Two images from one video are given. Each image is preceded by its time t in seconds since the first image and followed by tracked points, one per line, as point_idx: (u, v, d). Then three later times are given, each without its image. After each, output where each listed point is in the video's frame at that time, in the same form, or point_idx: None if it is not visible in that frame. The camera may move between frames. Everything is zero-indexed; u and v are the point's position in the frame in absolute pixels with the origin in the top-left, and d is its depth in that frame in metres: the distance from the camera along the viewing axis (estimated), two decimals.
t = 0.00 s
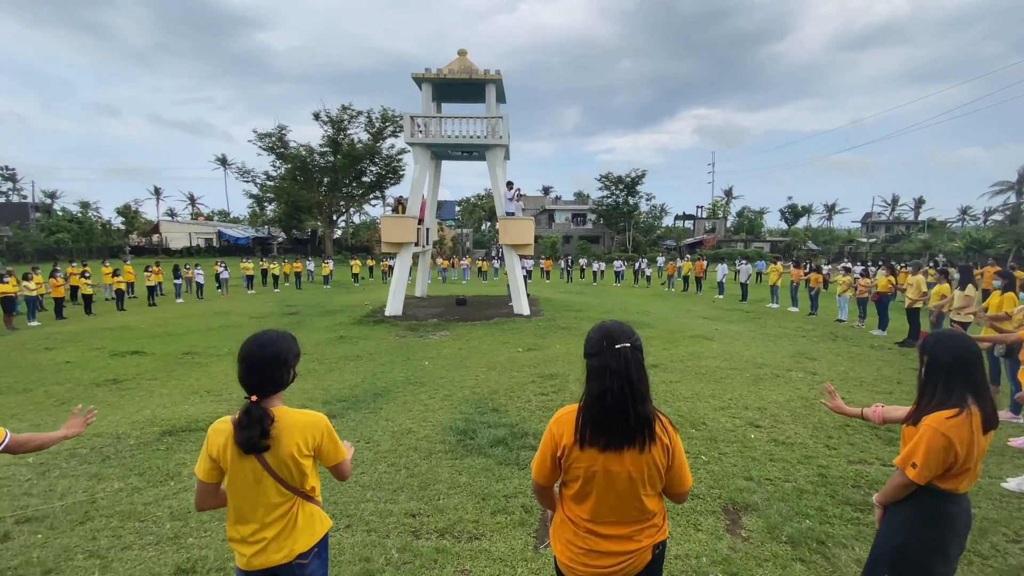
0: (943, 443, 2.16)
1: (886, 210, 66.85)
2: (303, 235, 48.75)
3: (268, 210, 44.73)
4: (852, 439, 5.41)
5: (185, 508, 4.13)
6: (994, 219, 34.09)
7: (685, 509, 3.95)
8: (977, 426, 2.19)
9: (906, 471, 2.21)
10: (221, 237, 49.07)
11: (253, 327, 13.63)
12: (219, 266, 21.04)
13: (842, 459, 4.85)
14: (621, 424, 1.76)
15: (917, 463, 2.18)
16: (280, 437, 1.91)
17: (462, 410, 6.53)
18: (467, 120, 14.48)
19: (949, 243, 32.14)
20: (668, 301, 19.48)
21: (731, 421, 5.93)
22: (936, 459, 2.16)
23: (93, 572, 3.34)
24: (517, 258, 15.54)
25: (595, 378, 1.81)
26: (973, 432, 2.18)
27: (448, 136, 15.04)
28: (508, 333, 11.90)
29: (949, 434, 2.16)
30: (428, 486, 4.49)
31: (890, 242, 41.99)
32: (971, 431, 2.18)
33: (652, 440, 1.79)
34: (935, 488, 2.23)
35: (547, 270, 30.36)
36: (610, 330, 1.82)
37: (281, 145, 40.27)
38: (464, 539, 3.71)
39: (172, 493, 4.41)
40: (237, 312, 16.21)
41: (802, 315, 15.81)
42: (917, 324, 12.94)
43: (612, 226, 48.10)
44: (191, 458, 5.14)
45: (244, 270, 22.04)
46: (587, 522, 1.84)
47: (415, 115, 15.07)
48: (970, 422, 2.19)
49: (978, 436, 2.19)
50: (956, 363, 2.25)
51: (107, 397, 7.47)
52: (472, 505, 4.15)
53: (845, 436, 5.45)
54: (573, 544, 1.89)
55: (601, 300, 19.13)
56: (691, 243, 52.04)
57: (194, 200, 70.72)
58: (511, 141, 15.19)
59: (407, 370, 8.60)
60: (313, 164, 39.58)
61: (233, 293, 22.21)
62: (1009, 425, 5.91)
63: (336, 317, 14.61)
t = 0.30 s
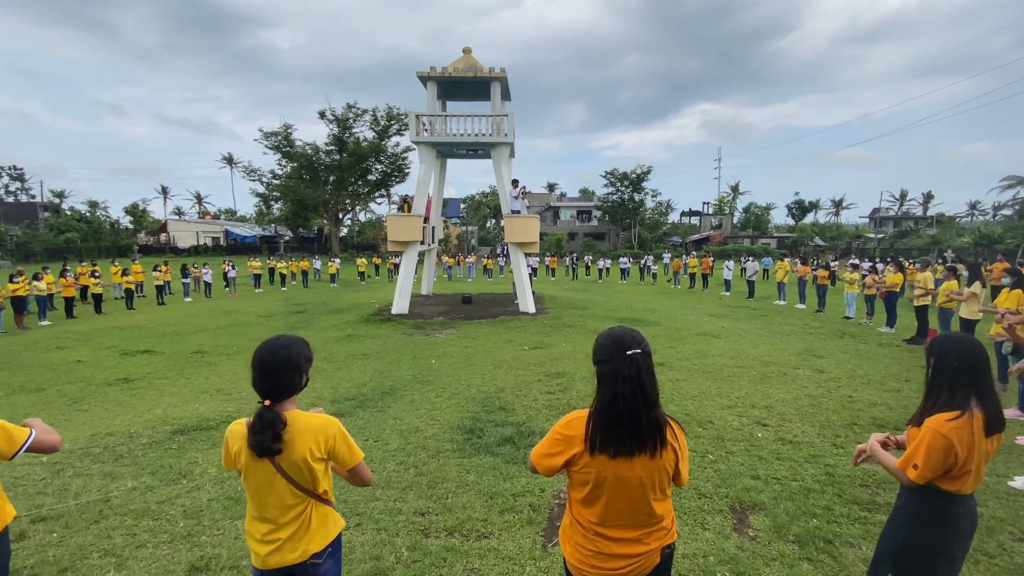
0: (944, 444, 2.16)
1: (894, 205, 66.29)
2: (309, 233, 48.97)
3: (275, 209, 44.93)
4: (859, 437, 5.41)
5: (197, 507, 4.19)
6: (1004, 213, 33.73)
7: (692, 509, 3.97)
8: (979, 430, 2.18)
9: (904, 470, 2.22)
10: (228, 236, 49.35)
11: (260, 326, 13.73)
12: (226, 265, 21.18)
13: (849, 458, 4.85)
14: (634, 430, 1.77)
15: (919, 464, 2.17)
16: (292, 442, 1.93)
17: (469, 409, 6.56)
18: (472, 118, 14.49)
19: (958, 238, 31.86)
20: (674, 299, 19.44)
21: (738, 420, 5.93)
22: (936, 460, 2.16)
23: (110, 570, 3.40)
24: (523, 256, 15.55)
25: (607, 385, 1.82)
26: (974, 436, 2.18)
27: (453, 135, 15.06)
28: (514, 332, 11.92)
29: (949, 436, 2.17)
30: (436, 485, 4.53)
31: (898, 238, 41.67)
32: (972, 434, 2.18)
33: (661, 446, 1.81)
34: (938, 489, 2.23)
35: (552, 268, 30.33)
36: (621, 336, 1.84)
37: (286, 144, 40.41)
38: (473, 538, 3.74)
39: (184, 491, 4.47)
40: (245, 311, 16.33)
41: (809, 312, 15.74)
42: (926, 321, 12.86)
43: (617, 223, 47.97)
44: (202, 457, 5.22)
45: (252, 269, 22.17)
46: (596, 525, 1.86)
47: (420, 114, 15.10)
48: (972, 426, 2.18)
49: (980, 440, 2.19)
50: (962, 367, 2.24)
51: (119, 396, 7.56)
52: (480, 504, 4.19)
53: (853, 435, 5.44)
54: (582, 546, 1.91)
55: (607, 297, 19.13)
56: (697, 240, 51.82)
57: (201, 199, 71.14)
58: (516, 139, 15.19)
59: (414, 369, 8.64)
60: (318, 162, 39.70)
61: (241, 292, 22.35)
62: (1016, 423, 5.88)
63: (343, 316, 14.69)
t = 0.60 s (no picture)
0: (947, 440, 2.14)
1: (905, 203, 65.64)
2: (316, 233, 49.22)
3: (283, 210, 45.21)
4: (870, 438, 5.37)
5: (209, 505, 4.24)
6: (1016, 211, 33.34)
7: (701, 508, 3.96)
8: (988, 430, 2.14)
9: (903, 461, 2.21)
10: (237, 236, 49.73)
11: (269, 326, 13.83)
12: (235, 265, 21.34)
13: (860, 459, 4.82)
14: (649, 432, 1.77)
15: (915, 454, 2.16)
16: (306, 441, 1.95)
17: (477, 408, 6.58)
18: (479, 118, 14.51)
19: (970, 236, 31.51)
20: (681, 298, 19.37)
21: (748, 420, 5.91)
22: (937, 455, 2.14)
23: (125, 567, 3.44)
24: (529, 256, 15.54)
25: (622, 386, 1.82)
26: (982, 435, 2.13)
27: (460, 135, 15.08)
28: (521, 331, 11.94)
29: (953, 433, 2.14)
30: (445, 483, 4.55)
31: (908, 236, 41.28)
32: (980, 433, 2.13)
33: (675, 448, 1.81)
34: (944, 486, 2.21)
35: (559, 268, 30.30)
36: (634, 338, 1.84)
37: (294, 144, 40.64)
38: (482, 537, 3.75)
39: (196, 489, 4.52)
40: (254, 311, 16.46)
41: (818, 312, 15.63)
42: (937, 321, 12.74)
43: (624, 223, 47.84)
44: (213, 456, 5.27)
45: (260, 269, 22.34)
46: (607, 525, 1.86)
47: (427, 114, 15.14)
48: (980, 425, 2.14)
49: (989, 440, 2.14)
50: (974, 367, 2.19)
51: (131, 395, 7.64)
52: (489, 503, 4.20)
53: (864, 435, 5.40)
54: (593, 546, 1.91)
55: (614, 297, 19.11)
56: (704, 239, 51.62)
57: (210, 200, 71.73)
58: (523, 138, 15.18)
59: (422, 368, 8.68)
60: (326, 162, 39.87)
61: (250, 292, 22.52)
62: None
63: (351, 315, 14.77)
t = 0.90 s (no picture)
0: (958, 438, 2.10)
1: (914, 203, 65.06)
2: (323, 233, 49.38)
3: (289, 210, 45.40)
4: (880, 439, 5.31)
5: (215, 502, 4.25)
6: None
7: (709, 509, 3.92)
8: (1004, 430, 2.08)
9: (913, 459, 2.17)
10: (244, 236, 49.98)
11: (275, 325, 13.87)
12: (242, 265, 21.43)
13: (871, 460, 4.76)
14: (661, 429, 1.75)
15: (926, 451, 2.13)
16: (316, 436, 1.93)
17: (482, 407, 6.56)
18: (484, 118, 14.50)
19: (980, 237, 31.20)
20: (688, 299, 19.28)
21: (755, 420, 5.85)
22: (947, 452, 2.11)
23: (132, 563, 3.45)
24: (535, 256, 15.49)
25: (634, 384, 1.79)
26: (996, 435, 2.08)
27: (465, 134, 15.07)
28: (526, 331, 11.92)
29: (966, 431, 2.10)
30: (451, 482, 4.53)
31: (917, 237, 40.93)
32: (996, 434, 2.09)
33: (688, 445, 1.79)
34: (956, 486, 2.17)
35: (565, 268, 30.26)
36: (647, 335, 1.81)
37: (301, 145, 40.80)
38: (488, 536, 3.73)
39: (202, 487, 4.54)
40: (261, 310, 16.52)
41: (826, 312, 15.50)
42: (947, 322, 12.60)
43: (629, 223, 47.71)
44: (220, 454, 5.29)
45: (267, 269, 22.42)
46: (616, 524, 1.84)
47: (433, 113, 15.14)
48: (995, 425, 2.09)
49: (1005, 441, 2.08)
50: (992, 366, 2.14)
51: (139, 392, 7.69)
52: (495, 502, 4.18)
53: (873, 437, 5.34)
54: (601, 544, 1.89)
55: (619, 297, 19.07)
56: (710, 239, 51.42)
57: (217, 200, 72.16)
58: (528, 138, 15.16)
59: (428, 367, 8.68)
60: (332, 163, 39.99)
61: (256, 291, 22.61)
62: None
63: (357, 315, 14.79)
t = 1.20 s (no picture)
0: (971, 441, 2.08)
1: (919, 205, 64.73)
2: (327, 234, 49.49)
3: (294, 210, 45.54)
4: (888, 442, 5.28)
5: (222, 499, 4.28)
6: None
7: (716, 511, 3.91)
8: (1018, 432, 2.07)
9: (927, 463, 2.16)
10: (248, 236, 50.12)
11: (279, 324, 13.90)
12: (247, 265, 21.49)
13: (878, 463, 4.73)
14: (672, 429, 1.75)
15: (941, 458, 2.11)
16: (328, 433, 1.94)
17: (487, 408, 6.55)
18: (489, 119, 14.50)
19: (986, 240, 31.01)
20: (692, 300, 19.23)
21: (762, 423, 5.83)
22: (961, 455, 2.09)
23: (140, 559, 3.47)
24: (539, 256, 15.48)
25: (645, 383, 1.79)
26: (1011, 438, 2.07)
27: (470, 135, 15.08)
28: (530, 332, 11.91)
29: (979, 434, 2.08)
30: (456, 482, 4.53)
31: (923, 240, 40.73)
32: (1010, 436, 2.07)
33: (699, 445, 1.79)
34: (967, 488, 2.15)
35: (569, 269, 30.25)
36: (657, 335, 1.81)
37: (306, 145, 40.90)
38: (494, 535, 3.73)
39: (209, 484, 4.57)
40: (266, 310, 16.55)
41: (831, 315, 15.42)
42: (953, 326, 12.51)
43: (633, 224, 47.65)
44: (226, 452, 5.32)
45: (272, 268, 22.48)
46: (626, 524, 1.83)
47: (438, 114, 15.16)
48: (1007, 427, 2.08)
49: (1019, 443, 2.07)
50: (1005, 367, 2.12)
51: (145, 390, 7.73)
52: (501, 502, 4.18)
53: (880, 439, 5.32)
54: (611, 544, 1.89)
55: (623, 298, 19.04)
56: (714, 241, 51.31)
57: (222, 200, 72.45)
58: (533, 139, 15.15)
59: (432, 367, 8.68)
60: (337, 163, 40.07)
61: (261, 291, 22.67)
62: None
63: (361, 315, 14.82)
